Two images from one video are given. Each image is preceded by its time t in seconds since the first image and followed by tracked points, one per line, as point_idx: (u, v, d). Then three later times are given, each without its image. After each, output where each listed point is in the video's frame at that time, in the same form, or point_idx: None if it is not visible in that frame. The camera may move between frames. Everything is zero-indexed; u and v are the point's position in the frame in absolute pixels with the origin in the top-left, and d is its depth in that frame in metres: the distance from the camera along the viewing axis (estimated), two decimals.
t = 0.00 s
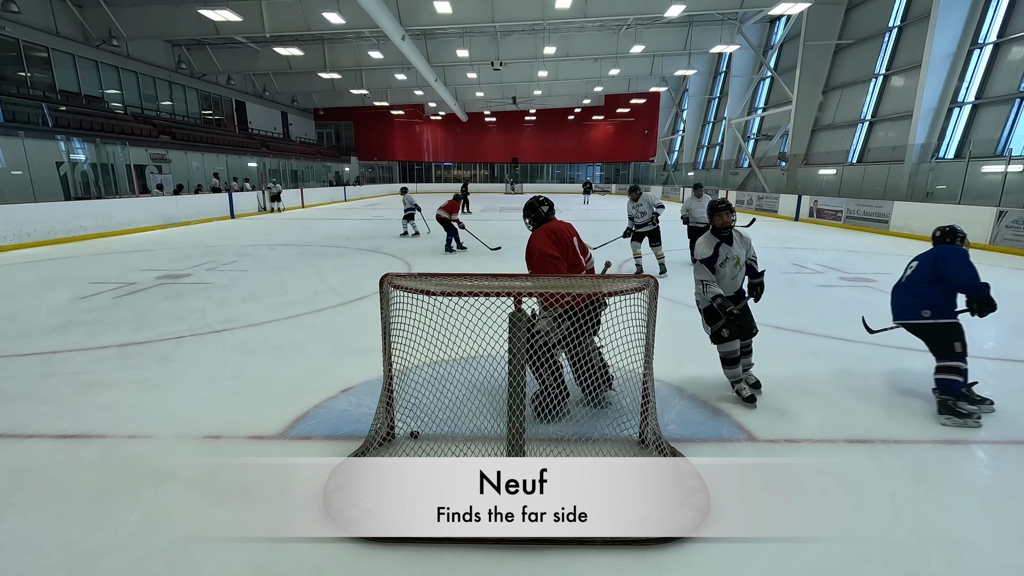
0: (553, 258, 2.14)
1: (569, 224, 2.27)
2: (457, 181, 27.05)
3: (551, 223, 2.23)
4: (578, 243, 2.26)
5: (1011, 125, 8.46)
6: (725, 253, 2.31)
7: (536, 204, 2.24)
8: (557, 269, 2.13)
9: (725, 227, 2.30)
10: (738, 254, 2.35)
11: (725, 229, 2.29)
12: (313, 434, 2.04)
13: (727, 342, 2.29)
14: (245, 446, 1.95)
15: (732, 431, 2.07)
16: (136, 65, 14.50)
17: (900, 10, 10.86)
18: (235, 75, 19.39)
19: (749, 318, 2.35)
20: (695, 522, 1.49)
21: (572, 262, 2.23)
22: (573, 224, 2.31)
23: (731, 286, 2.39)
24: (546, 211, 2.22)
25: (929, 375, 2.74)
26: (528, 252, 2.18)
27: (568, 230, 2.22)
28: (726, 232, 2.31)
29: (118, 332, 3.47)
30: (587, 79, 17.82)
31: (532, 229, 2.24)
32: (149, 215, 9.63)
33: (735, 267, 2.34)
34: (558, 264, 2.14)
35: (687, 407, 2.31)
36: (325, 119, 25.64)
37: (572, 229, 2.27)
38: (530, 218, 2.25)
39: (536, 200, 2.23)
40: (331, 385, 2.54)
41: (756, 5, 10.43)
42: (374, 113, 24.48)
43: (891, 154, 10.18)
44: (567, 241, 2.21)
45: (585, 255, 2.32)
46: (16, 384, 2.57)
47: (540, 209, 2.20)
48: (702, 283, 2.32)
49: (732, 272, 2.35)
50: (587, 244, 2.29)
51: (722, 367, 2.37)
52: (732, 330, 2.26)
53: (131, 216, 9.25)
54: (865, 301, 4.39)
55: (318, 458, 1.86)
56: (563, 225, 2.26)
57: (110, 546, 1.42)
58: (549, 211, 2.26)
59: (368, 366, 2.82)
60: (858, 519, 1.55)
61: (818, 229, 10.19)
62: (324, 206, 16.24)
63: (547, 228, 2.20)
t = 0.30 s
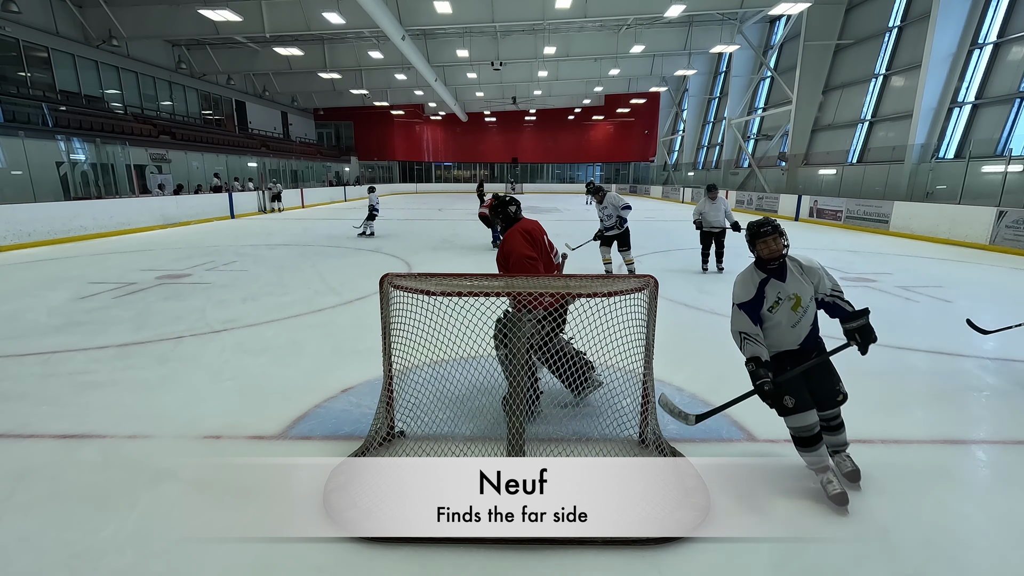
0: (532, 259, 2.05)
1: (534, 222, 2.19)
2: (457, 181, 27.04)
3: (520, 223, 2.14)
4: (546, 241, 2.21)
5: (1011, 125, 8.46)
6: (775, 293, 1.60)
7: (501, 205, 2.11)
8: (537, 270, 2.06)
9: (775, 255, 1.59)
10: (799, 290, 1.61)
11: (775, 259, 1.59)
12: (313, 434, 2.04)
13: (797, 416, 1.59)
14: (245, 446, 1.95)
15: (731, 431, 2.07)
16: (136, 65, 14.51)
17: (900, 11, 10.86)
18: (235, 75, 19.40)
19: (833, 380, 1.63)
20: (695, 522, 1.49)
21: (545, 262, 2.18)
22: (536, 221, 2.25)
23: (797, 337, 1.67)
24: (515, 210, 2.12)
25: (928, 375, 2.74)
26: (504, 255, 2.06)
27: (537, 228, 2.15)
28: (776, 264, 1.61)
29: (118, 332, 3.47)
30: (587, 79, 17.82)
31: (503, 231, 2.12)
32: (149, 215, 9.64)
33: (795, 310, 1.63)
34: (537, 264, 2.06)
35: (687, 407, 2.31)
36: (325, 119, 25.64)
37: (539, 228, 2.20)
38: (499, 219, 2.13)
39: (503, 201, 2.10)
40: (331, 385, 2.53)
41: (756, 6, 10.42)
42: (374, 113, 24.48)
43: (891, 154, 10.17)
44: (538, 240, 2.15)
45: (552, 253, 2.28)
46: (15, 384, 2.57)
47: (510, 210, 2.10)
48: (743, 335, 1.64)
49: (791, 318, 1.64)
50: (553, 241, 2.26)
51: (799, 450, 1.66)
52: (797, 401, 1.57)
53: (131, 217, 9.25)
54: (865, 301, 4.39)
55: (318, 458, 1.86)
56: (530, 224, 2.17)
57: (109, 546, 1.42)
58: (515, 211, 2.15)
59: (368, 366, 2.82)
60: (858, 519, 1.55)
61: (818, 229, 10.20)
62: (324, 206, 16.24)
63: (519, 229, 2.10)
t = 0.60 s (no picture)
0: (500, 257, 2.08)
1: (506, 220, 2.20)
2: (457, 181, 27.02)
3: (492, 222, 2.15)
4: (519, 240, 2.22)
5: (1011, 125, 8.46)
6: (756, 358, 1.10)
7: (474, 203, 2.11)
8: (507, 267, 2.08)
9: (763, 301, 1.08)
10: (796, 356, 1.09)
11: (759, 305, 1.08)
12: (313, 434, 2.04)
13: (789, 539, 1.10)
14: (245, 446, 1.95)
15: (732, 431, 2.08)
16: (136, 65, 14.51)
17: (900, 11, 10.87)
18: (235, 75, 19.39)
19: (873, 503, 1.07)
20: (696, 522, 1.49)
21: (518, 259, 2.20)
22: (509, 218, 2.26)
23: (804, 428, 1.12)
24: (486, 209, 2.13)
25: (928, 375, 2.75)
26: (474, 253, 2.09)
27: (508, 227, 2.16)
28: (762, 315, 1.09)
29: (118, 332, 3.47)
30: (587, 79, 17.83)
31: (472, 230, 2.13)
32: (149, 215, 9.64)
33: (789, 388, 1.10)
34: (507, 262, 2.09)
35: (686, 407, 2.31)
36: (324, 119, 25.63)
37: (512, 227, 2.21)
38: (469, 218, 2.14)
39: (474, 199, 2.11)
40: (331, 385, 2.54)
41: (756, 5, 10.42)
42: (374, 113, 24.48)
43: (891, 154, 10.17)
44: (511, 239, 2.16)
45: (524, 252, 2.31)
46: (16, 384, 2.57)
47: (480, 207, 2.10)
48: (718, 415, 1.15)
49: (781, 399, 1.11)
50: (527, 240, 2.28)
51: None
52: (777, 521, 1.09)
53: (131, 217, 9.25)
54: (865, 301, 4.39)
55: (319, 457, 1.86)
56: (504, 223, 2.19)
57: (109, 546, 1.42)
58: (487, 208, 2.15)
59: (368, 366, 2.82)
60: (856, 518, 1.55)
61: (818, 228, 10.21)
62: (325, 207, 16.26)
63: (490, 227, 2.12)
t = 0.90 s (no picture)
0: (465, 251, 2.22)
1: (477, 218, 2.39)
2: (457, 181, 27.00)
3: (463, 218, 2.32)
4: (490, 240, 2.36)
5: (1011, 125, 8.45)
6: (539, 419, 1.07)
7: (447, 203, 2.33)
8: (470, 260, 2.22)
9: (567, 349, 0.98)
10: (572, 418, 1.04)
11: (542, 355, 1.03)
12: (313, 434, 2.04)
13: None
14: (245, 446, 1.96)
15: (732, 431, 2.08)
16: (136, 65, 14.51)
17: (900, 11, 10.87)
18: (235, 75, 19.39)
19: None
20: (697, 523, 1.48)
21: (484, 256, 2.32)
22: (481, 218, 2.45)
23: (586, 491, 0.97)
24: (456, 207, 2.34)
25: (928, 375, 2.74)
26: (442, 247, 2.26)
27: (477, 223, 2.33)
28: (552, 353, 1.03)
29: (118, 332, 3.47)
30: (587, 79, 17.83)
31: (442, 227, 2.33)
32: (149, 215, 9.64)
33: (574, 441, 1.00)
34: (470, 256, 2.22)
35: (686, 407, 2.31)
36: (325, 119, 25.63)
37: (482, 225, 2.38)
38: (442, 214, 2.33)
39: (445, 198, 2.32)
40: (332, 385, 2.54)
41: (756, 5, 10.41)
42: (374, 113, 24.48)
43: (891, 154, 10.17)
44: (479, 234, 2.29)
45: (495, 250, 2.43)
46: (16, 384, 2.57)
47: (450, 205, 2.31)
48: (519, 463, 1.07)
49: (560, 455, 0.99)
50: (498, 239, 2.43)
51: None
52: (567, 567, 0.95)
53: (131, 217, 9.25)
54: (865, 301, 4.39)
55: (319, 458, 1.86)
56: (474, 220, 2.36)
57: (110, 545, 1.42)
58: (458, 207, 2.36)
59: (368, 366, 2.82)
60: (857, 518, 1.55)
61: (817, 228, 10.22)
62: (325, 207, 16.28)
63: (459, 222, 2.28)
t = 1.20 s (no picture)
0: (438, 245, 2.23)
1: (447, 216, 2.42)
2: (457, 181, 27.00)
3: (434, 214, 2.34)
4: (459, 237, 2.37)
5: (1011, 125, 8.45)
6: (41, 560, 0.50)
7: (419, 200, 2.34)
8: (443, 255, 2.23)
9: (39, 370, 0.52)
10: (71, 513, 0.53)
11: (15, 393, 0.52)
12: (313, 433, 2.04)
13: None
14: (245, 446, 1.96)
15: (732, 430, 2.08)
16: (136, 65, 14.51)
17: (900, 11, 10.87)
18: (235, 75, 19.39)
19: None
20: (695, 523, 1.50)
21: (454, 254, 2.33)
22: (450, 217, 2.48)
23: None
24: (428, 205, 2.34)
25: (928, 375, 2.74)
26: (413, 242, 2.25)
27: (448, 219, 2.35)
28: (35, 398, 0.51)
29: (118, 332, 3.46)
30: (587, 79, 17.83)
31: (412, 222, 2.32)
32: (149, 215, 9.64)
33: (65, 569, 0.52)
34: (444, 250, 2.23)
35: (687, 407, 2.31)
36: (325, 119, 25.64)
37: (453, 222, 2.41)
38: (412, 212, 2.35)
39: (416, 195, 2.33)
40: (331, 386, 2.54)
41: (756, 5, 10.41)
42: (374, 114, 24.50)
43: (891, 154, 10.17)
44: (451, 230, 2.31)
45: (462, 249, 2.45)
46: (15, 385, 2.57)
47: (421, 202, 2.33)
48: None
49: None
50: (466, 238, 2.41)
51: None
52: None
53: (131, 217, 9.25)
54: (865, 301, 4.39)
55: (319, 458, 1.86)
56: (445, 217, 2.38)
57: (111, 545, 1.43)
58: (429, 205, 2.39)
59: (368, 366, 2.82)
60: (857, 518, 1.55)
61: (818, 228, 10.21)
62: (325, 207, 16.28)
63: (430, 217, 2.29)
